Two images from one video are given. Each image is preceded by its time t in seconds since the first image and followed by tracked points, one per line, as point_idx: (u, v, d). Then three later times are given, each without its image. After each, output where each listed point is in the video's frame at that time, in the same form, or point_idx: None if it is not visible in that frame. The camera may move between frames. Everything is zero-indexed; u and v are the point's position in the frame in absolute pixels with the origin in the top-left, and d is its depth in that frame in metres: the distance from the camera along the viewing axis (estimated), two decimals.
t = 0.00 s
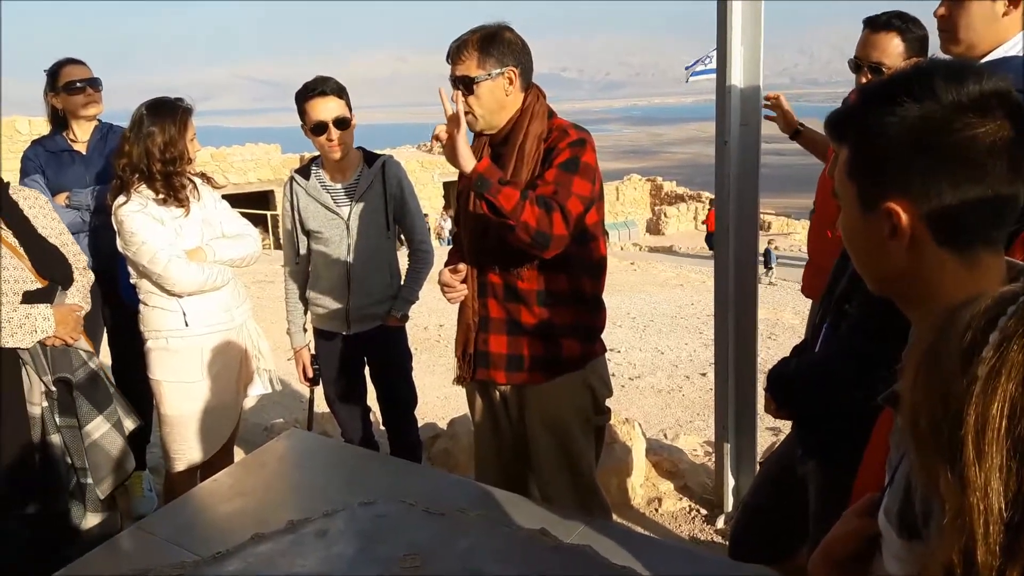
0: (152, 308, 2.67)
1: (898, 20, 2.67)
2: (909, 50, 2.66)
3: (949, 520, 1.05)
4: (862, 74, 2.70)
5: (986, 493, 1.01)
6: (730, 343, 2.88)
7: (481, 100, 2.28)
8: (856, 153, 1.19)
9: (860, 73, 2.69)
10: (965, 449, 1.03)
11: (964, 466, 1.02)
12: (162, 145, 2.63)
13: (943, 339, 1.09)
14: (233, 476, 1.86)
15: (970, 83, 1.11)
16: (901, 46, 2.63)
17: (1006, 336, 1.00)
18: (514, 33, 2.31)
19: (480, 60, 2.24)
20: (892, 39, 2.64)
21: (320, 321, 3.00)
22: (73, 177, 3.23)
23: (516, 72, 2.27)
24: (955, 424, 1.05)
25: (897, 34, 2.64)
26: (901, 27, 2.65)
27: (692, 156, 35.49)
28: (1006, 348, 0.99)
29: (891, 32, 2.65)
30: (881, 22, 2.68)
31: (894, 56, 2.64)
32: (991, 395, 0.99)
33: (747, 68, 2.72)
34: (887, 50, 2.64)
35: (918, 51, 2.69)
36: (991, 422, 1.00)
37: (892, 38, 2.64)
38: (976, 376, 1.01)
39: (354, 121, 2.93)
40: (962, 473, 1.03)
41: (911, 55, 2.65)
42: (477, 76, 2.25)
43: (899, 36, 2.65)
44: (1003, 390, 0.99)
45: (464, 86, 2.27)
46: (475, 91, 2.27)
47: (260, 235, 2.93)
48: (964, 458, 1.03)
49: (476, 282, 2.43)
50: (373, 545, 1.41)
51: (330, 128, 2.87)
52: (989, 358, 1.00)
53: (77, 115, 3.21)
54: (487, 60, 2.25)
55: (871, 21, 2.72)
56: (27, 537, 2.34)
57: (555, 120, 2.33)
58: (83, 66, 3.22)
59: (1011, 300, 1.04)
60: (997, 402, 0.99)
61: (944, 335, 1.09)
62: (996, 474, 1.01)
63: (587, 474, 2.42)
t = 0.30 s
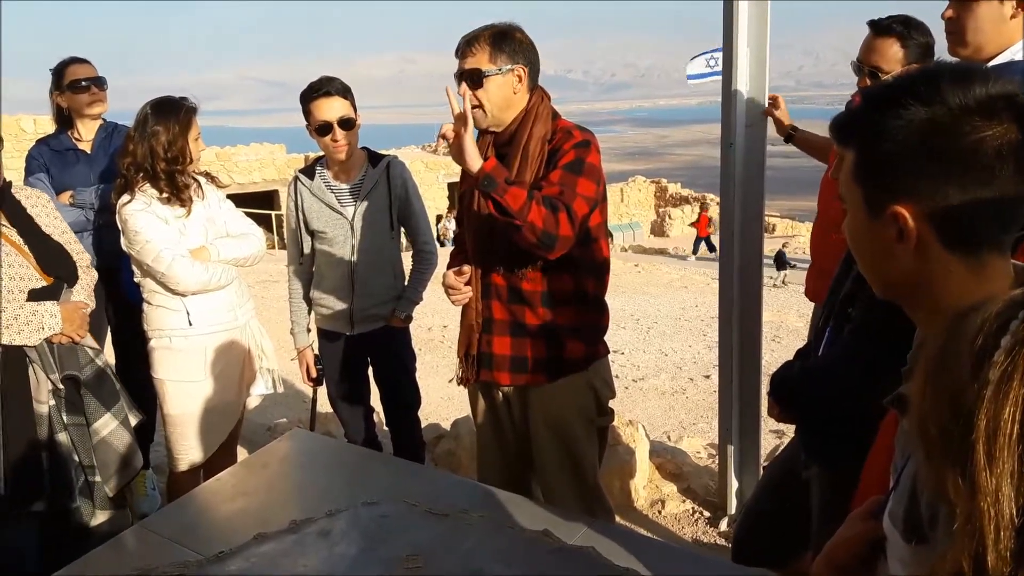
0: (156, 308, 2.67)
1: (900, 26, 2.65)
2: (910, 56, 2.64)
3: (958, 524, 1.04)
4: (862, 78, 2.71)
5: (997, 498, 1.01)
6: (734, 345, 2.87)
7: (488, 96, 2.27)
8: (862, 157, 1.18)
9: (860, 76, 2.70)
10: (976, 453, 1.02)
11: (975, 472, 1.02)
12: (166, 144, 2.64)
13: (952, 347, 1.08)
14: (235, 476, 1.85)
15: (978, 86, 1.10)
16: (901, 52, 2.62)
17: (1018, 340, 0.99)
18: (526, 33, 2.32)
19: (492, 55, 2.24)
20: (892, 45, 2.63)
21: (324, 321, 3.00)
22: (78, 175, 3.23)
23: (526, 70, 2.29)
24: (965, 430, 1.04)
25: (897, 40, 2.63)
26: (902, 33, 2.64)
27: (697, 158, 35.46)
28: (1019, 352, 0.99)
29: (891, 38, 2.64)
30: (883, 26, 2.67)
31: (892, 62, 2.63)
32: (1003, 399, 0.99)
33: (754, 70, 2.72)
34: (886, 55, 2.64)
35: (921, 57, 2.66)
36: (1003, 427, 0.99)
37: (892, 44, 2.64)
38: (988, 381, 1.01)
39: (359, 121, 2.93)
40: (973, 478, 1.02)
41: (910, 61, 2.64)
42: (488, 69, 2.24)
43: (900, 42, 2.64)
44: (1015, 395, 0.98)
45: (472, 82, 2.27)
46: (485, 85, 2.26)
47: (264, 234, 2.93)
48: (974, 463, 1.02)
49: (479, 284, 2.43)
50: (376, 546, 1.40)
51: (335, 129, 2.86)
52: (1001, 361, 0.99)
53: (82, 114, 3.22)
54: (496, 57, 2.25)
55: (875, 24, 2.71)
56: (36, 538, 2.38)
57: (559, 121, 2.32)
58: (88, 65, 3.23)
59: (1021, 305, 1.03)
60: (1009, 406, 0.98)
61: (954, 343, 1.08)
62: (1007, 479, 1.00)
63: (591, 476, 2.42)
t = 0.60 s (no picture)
0: (157, 309, 2.67)
1: (900, 27, 2.64)
2: (910, 58, 2.64)
3: (958, 523, 1.04)
4: (862, 79, 2.70)
5: (996, 497, 0.99)
6: (736, 345, 2.87)
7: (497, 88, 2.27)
8: (864, 157, 1.18)
9: (860, 78, 2.71)
10: (974, 452, 1.01)
11: (974, 471, 1.01)
12: (166, 145, 2.64)
13: (952, 347, 1.07)
14: (237, 477, 1.85)
15: (983, 86, 1.08)
16: (901, 53, 2.62)
17: (1016, 339, 0.98)
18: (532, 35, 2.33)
19: (502, 49, 2.24)
20: (892, 47, 2.63)
21: (325, 322, 3.00)
22: (79, 177, 3.24)
23: (534, 68, 2.30)
24: (965, 430, 1.03)
25: (898, 41, 2.63)
26: (902, 35, 2.63)
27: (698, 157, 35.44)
28: (1017, 351, 0.97)
29: (891, 40, 2.64)
30: (883, 27, 2.67)
31: (892, 63, 2.63)
32: (1001, 397, 0.97)
33: (755, 69, 2.71)
34: (886, 57, 2.64)
35: (921, 58, 2.65)
36: (1001, 426, 0.98)
37: (893, 45, 2.63)
38: (986, 380, 1.00)
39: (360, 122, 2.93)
40: (972, 477, 1.01)
41: (911, 62, 2.63)
42: (497, 63, 2.24)
43: (900, 43, 2.63)
44: (1012, 395, 0.96)
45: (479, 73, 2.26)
46: (493, 79, 2.25)
47: (265, 235, 2.93)
48: (973, 462, 1.01)
49: (480, 284, 2.43)
50: (379, 546, 1.40)
51: (336, 130, 2.86)
52: (999, 361, 0.98)
53: (83, 115, 3.22)
54: (504, 53, 2.25)
55: (875, 25, 2.70)
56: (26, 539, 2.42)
57: (559, 121, 2.32)
58: (89, 66, 3.23)
59: (1021, 304, 1.01)
60: (1007, 405, 0.97)
61: (954, 343, 1.07)
62: (1006, 478, 0.98)
63: (593, 476, 2.41)
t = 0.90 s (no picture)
0: (160, 309, 2.67)
1: (904, 27, 2.64)
2: (913, 58, 2.63)
3: (963, 524, 1.03)
4: (863, 78, 2.68)
5: (1000, 498, 0.98)
6: (739, 345, 2.86)
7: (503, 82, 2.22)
8: (870, 157, 1.18)
9: (861, 76, 2.68)
10: (979, 453, 1.00)
11: (978, 471, 1.00)
12: (169, 145, 2.64)
13: (957, 349, 1.06)
14: (240, 477, 1.85)
15: (988, 87, 1.08)
16: (904, 52, 2.61)
17: (1020, 339, 0.97)
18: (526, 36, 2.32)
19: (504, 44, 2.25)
20: (895, 46, 2.62)
21: (329, 323, 3.00)
22: (82, 177, 3.24)
23: (535, 65, 2.30)
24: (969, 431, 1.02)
25: (902, 40, 2.62)
26: (905, 34, 2.63)
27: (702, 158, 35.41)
28: (1020, 351, 0.97)
29: (894, 39, 2.63)
30: (886, 26, 2.67)
31: (895, 63, 2.62)
32: (1005, 398, 0.96)
33: (758, 69, 2.71)
34: (888, 56, 2.63)
35: (923, 58, 2.65)
36: (1005, 426, 0.97)
37: (896, 44, 2.62)
38: (990, 381, 0.99)
39: (364, 123, 2.94)
40: (977, 478, 1.00)
41: (914, 62, 2.62)
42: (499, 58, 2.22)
43: (903, 42, 2.63)
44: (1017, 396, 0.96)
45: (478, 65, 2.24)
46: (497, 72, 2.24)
47: (267, 236, 2.94)
48: (977, 463, 1.00)
49: (481, 284, 2.42)
50: (381, 547, 1.40)
51: (340, 131, 2.87)
52: (1003, 361, 0.97)
53: (86, 115, 3.23)
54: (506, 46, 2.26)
55: (878, 25, 2.70)
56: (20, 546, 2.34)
57: (560, 121, 2.33)
58: (92, 66, 3.23)
59: None
60: (1011, 405, 0.96)
61: (959, 344, 1.06)
62: (1010, 479, 0.97)
63: (595, 477, 2.41)
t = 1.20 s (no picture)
0: (163, 311, 2.67)
1: (907, 26, 2.63)
2: (913, 56, 2.63)
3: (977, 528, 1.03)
4: (864, 75, 2.67)
5: (1016, 501, 0.99)
6: (743, 345, 2.85)
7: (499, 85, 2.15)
8: (878, 157, 1.17)
9: (862, 73, 2.67)
10: (993, 456, 1.01)
11: (994, 475, 1.00)
12: (172, 148, 2.64)
13: (970, 351, 1.05)
14: (245, 479, 1.86)
15: (998, 87, 1.08)
16: (905, 51, 2.60)
17: None
18: (518, 37, 2.31)
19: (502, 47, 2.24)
20: (896, 44, 2.62)
21: (332, 325, 3.00)
22: (85, 180, 3.25)
23: (530, 66, 2.28)
24: (984, 434, 1.03)
25: (904, 38, 2.62)
26: (908, 33, 2.62)
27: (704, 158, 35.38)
28: None
29: (896, 37, 2.62)
30: (889, 24, 2.66)
31: (896, 60, 2.61)
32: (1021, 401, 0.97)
33: (761, 69, 2.71)
34: (889, 54, 2.62)
35: (923, 58, 2.65)
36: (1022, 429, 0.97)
37: (898, 42, 2.62)
38: (1004, 384, 1.00)
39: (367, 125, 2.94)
40: (992, 482, 1.01)
41: (914, 60, 2.62)
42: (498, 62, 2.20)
43: (905, 41, 2.62)
44: None
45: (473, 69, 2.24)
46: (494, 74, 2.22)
47: (271, 238, 2.93)
48: (992, 466, 1.01)
49: (482, 286, 2.41)
50: (385, 548, 1.40)
51: (344, 131, 2.86)
52: (1016, 364, 0.98)
53: (89, 118, 3.23)
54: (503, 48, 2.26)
55: (881, 22, 2.69)
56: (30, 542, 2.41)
57: (559, 122, 2.33)
58: (95, 69, 3.23)
59: None
60: None
61: (971, 345, 1.06)
62: None
63: (599, 478, 2.41)
